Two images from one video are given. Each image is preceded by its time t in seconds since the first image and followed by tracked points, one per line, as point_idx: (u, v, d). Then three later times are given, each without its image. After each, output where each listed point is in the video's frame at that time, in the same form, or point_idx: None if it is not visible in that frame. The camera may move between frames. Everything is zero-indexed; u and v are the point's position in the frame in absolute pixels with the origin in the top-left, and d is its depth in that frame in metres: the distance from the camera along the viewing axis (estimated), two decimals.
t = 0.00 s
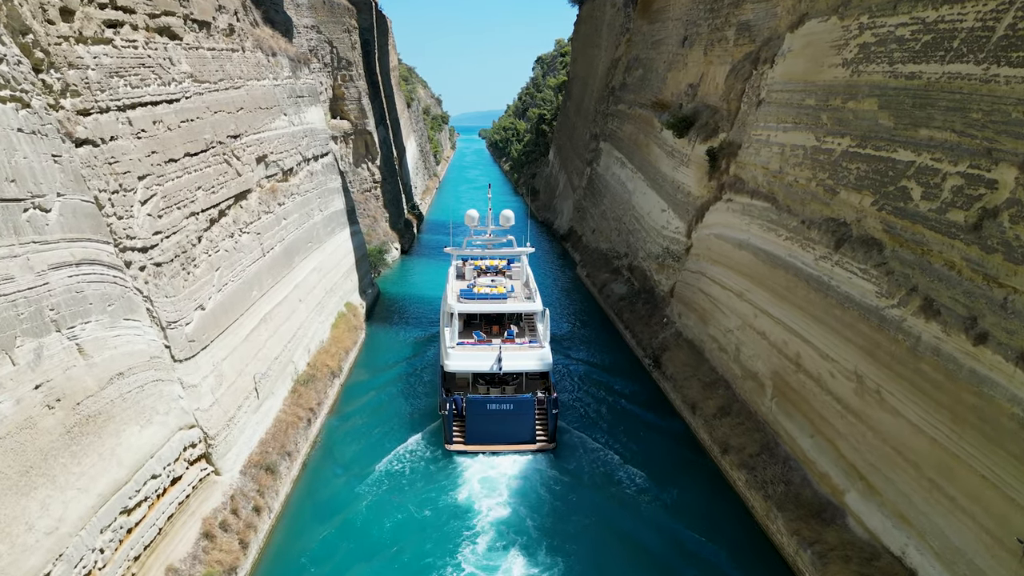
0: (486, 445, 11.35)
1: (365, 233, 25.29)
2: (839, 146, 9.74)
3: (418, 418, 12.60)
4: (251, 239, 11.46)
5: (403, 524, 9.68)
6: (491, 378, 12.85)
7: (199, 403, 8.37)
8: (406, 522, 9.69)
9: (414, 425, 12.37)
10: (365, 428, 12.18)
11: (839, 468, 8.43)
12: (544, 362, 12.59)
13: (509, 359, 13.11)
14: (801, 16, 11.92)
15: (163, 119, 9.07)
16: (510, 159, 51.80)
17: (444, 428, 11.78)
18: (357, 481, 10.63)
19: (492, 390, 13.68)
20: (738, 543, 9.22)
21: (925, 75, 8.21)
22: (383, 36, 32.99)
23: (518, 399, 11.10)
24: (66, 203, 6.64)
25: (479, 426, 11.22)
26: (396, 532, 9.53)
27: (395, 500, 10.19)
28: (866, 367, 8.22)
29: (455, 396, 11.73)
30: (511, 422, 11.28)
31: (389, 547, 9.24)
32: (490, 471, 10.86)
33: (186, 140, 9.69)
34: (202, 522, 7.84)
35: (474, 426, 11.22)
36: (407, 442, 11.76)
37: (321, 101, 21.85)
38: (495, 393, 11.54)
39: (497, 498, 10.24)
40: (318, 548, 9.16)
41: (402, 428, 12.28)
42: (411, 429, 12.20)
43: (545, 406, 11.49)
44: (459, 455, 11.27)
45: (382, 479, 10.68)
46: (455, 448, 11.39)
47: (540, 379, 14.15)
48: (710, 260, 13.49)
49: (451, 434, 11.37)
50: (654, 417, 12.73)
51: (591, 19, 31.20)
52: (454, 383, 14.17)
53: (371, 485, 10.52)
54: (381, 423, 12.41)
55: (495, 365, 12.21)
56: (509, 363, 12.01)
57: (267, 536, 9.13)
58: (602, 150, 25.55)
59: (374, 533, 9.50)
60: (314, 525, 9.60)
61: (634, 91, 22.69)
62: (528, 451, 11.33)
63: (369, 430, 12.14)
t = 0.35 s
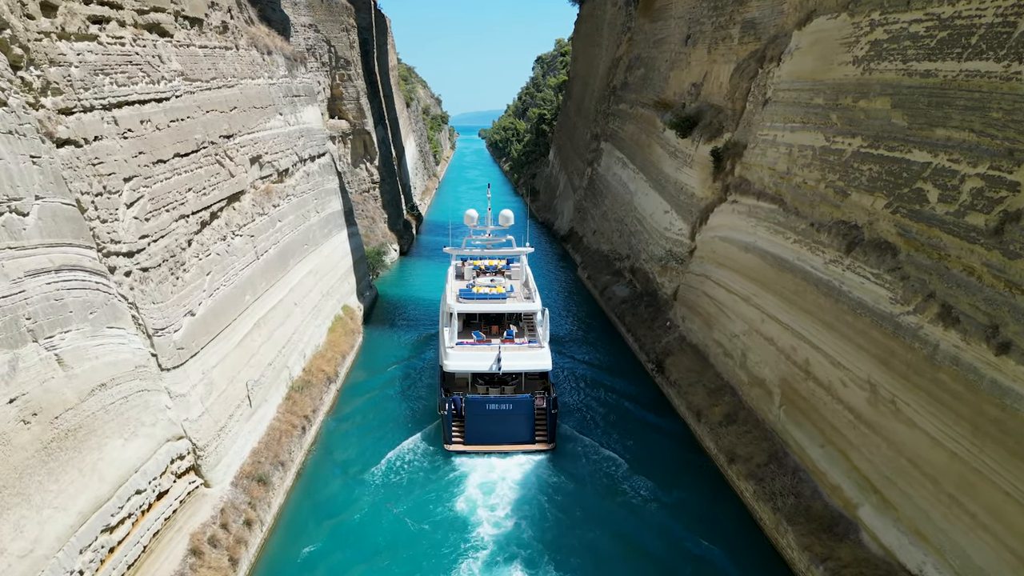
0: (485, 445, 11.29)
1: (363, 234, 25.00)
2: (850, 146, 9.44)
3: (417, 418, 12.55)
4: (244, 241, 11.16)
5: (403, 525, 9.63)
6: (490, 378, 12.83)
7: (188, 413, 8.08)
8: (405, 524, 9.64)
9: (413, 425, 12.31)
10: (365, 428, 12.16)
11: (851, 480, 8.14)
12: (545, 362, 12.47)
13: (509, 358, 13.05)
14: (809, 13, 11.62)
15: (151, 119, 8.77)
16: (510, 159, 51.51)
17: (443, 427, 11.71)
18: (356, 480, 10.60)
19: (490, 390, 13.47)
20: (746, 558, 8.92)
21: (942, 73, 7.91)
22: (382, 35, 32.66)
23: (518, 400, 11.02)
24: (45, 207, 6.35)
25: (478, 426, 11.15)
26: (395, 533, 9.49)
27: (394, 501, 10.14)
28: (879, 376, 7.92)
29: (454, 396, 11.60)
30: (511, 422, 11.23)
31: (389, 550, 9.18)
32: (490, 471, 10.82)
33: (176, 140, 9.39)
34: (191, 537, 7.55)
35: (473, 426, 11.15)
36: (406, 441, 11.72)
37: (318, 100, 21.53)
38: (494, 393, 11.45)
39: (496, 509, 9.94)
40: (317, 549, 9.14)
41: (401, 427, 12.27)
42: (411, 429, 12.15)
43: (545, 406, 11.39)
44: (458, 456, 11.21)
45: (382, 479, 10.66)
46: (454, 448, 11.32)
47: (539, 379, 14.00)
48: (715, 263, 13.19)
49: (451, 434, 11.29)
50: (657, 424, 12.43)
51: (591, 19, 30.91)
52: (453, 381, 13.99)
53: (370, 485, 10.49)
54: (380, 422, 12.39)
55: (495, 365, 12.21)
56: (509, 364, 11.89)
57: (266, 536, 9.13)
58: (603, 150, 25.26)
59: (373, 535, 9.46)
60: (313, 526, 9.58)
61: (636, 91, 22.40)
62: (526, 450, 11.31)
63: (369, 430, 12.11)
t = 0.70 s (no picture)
0: (485, 445, 11.24)
1: (362, 235, 24.72)
2: (861, 146, 9.17)
3: (417, 417, 12.57)
4: (238, 244, 10.88)
5: (403, 524, 9.63)
6: (490, 377, 12.89)
7: (178, 423, 7.80)
8: (406, 523, 9.64)
9: (413, 424, 12.32)
10: (365, 426, 12.20)
11: (863, 492, 7.87)
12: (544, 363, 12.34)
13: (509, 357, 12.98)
14: (816, 10, 11.35)
15: (139, 118, 8.48)
16: (510, 159, 51.24)
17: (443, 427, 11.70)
18: (356, 478, 10.62)
19: (490, 389, 13.27)
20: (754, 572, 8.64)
21: (958, 71, 7.65)
22: (381, 34, 32.35)
23: (517, 400, 10.93)
24: (25, 210, 6.09)
25: (477, 426, 11.10)
26: (395, 532, 9.49)
27: (393, 500, 10.14)
28: (893, 385, 7.65)
29: (453, 395, 11.50)
30: (511, 422, 11.16)
31: (389, 549, 9.17)
32: (490, 471, 10.78)
33: (166, 140, 9.11)
34: (179, 552, 7.29)
35: (472, 426, 11.10)
36: (407, 440, 11.75)
37: (316, 100, 21.24)
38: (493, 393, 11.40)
39: (496, 524, 9.60)
40: (316, 548, 9.14)
41: (401, 425, 12.32)
42: (411, 428, 12.18)
43: (545, 406, 11.35)
44: (457, 456, 11.16)
45: (381, 476, 10.68)
46: (452, 448, 11.28)
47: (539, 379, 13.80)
48: (719, 265, 12.91)
49: (450, 434, 11.23)
50: (661, 431, 12.12)
51: (591, 18, 30.78)
52: (451, 383, 13.63)
53: (370, 482, 10.51)
54: (381, 421, 12.42)
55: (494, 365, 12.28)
56: (508, 364, 11.84)
57: (267, 533, 9.16)
58: (604, 151, 25.00)
59: (372, 533, 9.47)
60: (312, 524, 9.58)
61: (637, 90, 22.13)
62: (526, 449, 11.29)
63: (369, 428, 12.15)
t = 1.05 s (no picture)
0: (484, 445, 11.22)
1: (360, 236, 24.43)
2: (873, 147, 8.87)
3: (416, 418, 12.59)
4: (231, 247, 10.57)
5: (403, 524, 9.64)
6: (490, 378, 13.05)
7: (166, 435, 7.50)
8: (406, 524, 9.63)
9: (412, 424, 12.34)
10: (365, 425, 12.22)
11: (878, 506, 7.59)
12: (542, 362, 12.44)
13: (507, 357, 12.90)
14: (824, 7, 11.05)
15: (126, 117, 8.17)
16: (510, 159, 50.96)
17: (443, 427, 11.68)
18: (356, 478, 10.63)
19: (489, 389, 13.11)
20: None
21: (977, 69, 7.36)
22: (380, 33, 32.04)
23: (517, 400, 10.91)
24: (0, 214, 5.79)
25: (477, 427, 11.07)
26: (394, 531, 9.50)
27: (393, 499, 10.14)
28: (911, 397, 7.35)
29: (453, 395, 11.51)
30: (510, 422, 11.13)
31: (388, 549, 9.17)
32: (491, 471, 10.77)
33: (156, 140, 8.81)
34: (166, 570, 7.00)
35: (472, 427, 11.06)
36: (407, 439, 11.78)
37: (313, 100, 20.93)
38: (492, 393, 11.37)
39: (495, 544, 9.23)
40: (315, 549, 9.12)
41: (401, 424, 12.37)
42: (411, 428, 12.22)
43: (544, 406, 11.33)
44: (457, 456, 11.16)
45: (381, 475, 10.70)
46: (452, 448, 11.28)
47: (540, 379, 13.54)
48: (725, 269, 12.62)
49: (450, 434, 11.23)
50: (666, 439, 11.82)
51: (591, 17, 30.60)
52: (449, 381, 13.51)
53: (370, 482, 10.54)
54: (381, 420, 12.45)
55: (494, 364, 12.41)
56: (507, 363, 12.04)
57: (265, 535, 9.10)
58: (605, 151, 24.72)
59: (371, 533, 9.47)
60: (311, 524, 9.57)
61: (639, 90, 21.84)
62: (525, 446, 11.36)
63: (369, 427, 12.17)
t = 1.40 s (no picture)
0: (483, 445, 11.20)
1: (359, 238, 24.17)
2: (886, 148, 8.60)
3: (416, 418, 12.58)
4: (224, 250, 10.30)
5: (403, 524, 9.60)
6: (489, 378, 12.90)
7: (154, 446, 7.24)
8: (405, 525, 9.58)
9: (412, 424, 12.34)
10: (365, 426, 12.24)
11: (892, 520, 7.36)
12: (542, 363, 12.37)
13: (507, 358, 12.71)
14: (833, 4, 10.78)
15: (114, 117, 7.90)
16: (510, 159, 50.70)
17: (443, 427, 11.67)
18: (355, 479, 10.61)
19: (489, 389, 12.91)
20: None
21: (997, 67, 7.09)
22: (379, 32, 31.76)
23: (516, 400, 10.89)
24: None
25: (477, 427, 11.06)
26: (394, 531, 9.48)
27: (393, 500, 10.12)
28: (927, 407, 7.10)
29: (452, 395, 11.49)
30: (510, 422, 11.11)
31: (388, 550, 9.12)
32: (490, 471, 10.74)
33: (145, 140, 8.53)
34: None
35: (471, 426, 11.05)
36: (407, 439, 11.78)
37: (311, 99, 20.63)
38: (492, 393, 11.36)
39: (496, 559, 8.96)
40: (314, 548, 9.08)
41: (401, 424, 12.39)
42: (411, 428, 12.23)
43: (544, 406, 11.31)
44: (457, 456, 11.13)
45: (381, 475, 10.70)
46: (452, 448, 11.25)
47: (539, 379, 13.48)
48: (729, 272, 12.35)
49: (450, 434, 11.21)
50: (670, 447, 11.54)
51: (592, 17, 30.39)
52: (450, 380, 13.41)
53: (370, 481, 10.54)
54: (380, 420, 12.47)
55: (493, 364, 12.36)
56: (507, 364, 11.94)
57: (262, 544, 8.92)
58: (606, 151, 24.46)
59: (371, 533, 9.44)
60: (311, 524, 9.54)
61: (641, 89, 21.56)
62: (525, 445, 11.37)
63: (368, 427, 12.18)
